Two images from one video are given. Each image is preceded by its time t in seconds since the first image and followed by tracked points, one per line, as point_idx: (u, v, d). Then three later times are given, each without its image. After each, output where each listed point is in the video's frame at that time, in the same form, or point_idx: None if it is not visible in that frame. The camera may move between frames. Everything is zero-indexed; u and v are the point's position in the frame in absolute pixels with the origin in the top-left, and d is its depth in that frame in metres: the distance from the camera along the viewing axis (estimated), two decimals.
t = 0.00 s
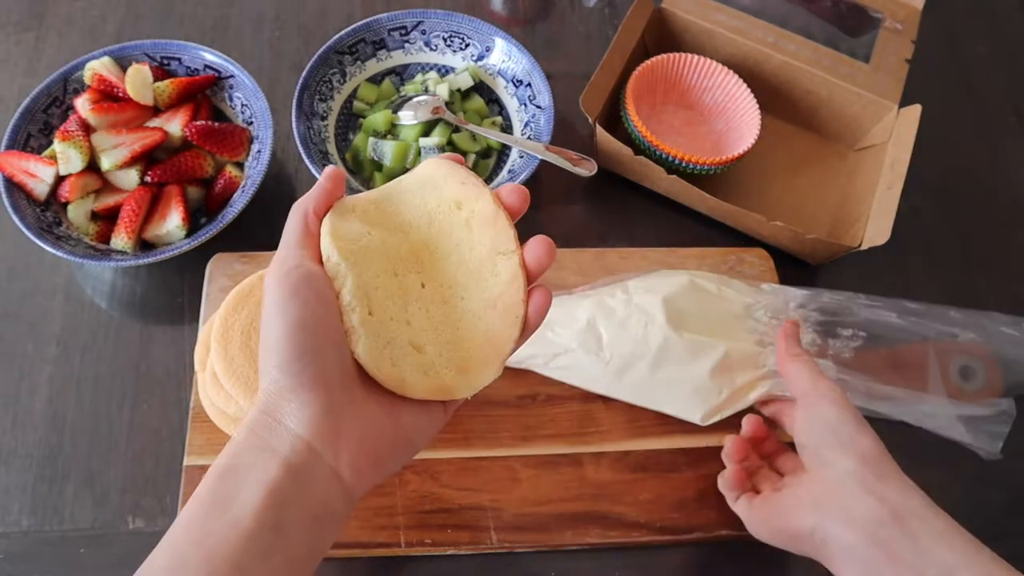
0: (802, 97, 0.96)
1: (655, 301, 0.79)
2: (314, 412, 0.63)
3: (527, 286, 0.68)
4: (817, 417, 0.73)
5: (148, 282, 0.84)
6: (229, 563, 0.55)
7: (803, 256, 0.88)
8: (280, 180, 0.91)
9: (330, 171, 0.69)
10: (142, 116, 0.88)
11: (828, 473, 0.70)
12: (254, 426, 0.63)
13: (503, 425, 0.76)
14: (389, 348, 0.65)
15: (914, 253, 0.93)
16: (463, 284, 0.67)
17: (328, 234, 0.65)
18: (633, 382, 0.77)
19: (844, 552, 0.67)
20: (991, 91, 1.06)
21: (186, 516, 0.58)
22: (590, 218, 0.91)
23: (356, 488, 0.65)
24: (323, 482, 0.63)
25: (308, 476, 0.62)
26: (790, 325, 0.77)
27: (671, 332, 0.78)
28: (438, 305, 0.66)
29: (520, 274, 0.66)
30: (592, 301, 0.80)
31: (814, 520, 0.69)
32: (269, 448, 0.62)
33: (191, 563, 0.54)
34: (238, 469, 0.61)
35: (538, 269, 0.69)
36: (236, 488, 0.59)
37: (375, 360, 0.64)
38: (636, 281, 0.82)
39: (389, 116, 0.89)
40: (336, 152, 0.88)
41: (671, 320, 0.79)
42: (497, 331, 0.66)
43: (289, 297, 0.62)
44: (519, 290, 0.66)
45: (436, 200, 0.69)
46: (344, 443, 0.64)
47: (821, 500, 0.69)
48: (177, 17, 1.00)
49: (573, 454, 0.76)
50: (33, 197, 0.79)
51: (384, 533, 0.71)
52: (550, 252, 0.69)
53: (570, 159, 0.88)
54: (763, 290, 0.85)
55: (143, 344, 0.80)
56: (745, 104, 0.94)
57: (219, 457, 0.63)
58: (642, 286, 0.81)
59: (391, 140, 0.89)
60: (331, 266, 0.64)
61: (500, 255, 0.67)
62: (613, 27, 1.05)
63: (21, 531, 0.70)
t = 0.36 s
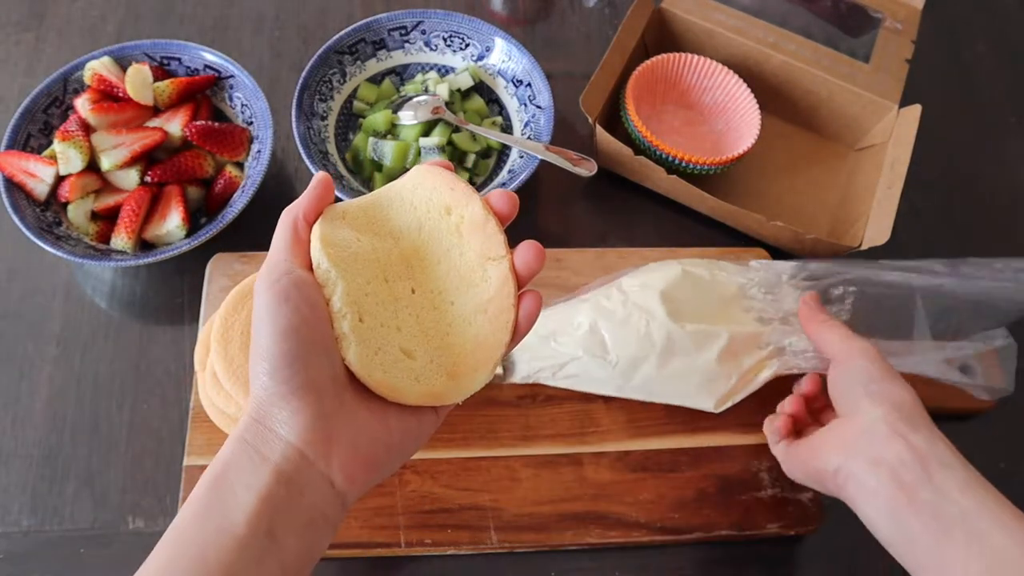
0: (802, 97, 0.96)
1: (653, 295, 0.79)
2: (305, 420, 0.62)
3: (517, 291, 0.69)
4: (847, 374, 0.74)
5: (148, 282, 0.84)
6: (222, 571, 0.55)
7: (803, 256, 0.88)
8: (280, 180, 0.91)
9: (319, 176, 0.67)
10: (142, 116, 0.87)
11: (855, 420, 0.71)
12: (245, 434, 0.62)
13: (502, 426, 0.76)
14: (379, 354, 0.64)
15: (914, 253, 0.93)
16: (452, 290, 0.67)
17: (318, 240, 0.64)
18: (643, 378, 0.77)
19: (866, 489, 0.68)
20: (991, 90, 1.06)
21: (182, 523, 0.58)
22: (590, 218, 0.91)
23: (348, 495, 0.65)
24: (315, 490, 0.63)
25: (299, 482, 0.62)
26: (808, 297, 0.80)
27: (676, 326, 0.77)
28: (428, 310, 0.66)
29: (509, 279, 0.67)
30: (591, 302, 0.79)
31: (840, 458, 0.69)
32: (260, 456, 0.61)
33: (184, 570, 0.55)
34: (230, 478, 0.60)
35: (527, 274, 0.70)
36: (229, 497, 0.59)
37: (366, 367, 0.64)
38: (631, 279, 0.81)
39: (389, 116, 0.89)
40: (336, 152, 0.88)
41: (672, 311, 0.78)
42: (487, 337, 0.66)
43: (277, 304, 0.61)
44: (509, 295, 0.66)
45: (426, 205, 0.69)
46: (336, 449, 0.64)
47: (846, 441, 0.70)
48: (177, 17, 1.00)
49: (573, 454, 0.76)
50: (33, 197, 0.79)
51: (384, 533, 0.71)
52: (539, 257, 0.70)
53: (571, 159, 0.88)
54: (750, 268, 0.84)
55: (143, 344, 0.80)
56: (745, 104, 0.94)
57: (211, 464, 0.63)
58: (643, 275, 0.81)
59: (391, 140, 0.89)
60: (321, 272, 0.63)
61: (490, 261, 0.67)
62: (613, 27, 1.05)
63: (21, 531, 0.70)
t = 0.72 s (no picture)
0: (802, 97, 0.96)
1: (666, 298, 0.78)
2: (305, 423, 0.62)
3: (516, 291, 0.68)
4: (858, 386, 0.72)
5: (148, 282, 0.84)
6: None
7: (803, 256, 0.88)
8: (280, 180, 0.91)
9: (317, 177, 0.67)
10: (142, 116, 0.88)
11: (845, 445, 0.72)
12: (245, 438, 0.62)
13: (502, 426, 0.76)
14: (378, 356, 0.64)
15: (914, 253, 0.93)
16: (452, 290, 0.67)
17: (315, 244, 0.63)
18: (648, 381, 0.75)
19: (848, 514, 0.70)
20: (991, 91, 1.06)
21: (184, 526, 0.59)
22: (590, 218, 0.91)
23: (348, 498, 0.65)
24: (316, 493, 0.63)
25: (299, 485, 0.62)
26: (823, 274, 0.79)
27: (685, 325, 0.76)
28: (427, 311, 0.66)
29: (508, 279, 0.66)
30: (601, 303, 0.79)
31: (827, 484, 0.71)
32: (260, 460, 0.62)
33: None
34: (230, 482, 0.61)
35: (526, 274, 0.69)
36: (229, 501, 0.60)
37: (365, 368, 0.64)
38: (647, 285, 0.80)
39: (389, 116, 0.89)
40: (336, 152, 0.88)
41: (683, 314, 0.77)
42: (486, 338, 0.66)
43: (275, 308, 0.61)
44: (507, 296, 0.66)
45: (423, 206, 0.69)
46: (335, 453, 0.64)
47: (836, 465, 0.71)
48: (177, 17, 1.00)
49: (573, 454, 0.76)
50: (33, 197, 0.79)
51: (384, 533, 0.71)
52: (537, 257, 0.70)
53: (570, 159, 0.88)
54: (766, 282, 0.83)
55: (143, 344, 0.80)
56: (745, 104, 0.94)
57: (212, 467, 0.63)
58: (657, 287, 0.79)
59: (391, 140, 0.89)
60: (319, 275, 0.63)
61: (488, 262, 0.67)
62: (613, 27, 1.05)
63: (21, 531, 0.70)
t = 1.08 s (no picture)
0: (802, 97, 0.96)
1: (658, 299, 0.77)
2: (310, 425, 0.62)
3: (522, 294, 0.68)
4: (827, 362, 0.72)
5: (147, 282, 0.84)
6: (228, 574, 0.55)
7: (803, 256, 0.88)
8: (280, 180, 0.91)
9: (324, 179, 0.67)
10: (142, 116, 0.88)
11: (826, 425, 0.73)
12: (252, 440, 0.62)
13: (503, 427, 0.76)
14: (383, 358, 0.64)
15: (914, 253, 0.93)
16: (457, 294, 0.67)
17: (321, 246, 0.63)
18: (643, 388, 0.75)
19: (826, 491, 0.71)
20: (991, 91, 1.06)
21: (187, 528, 0.58)
22: (590, 218, 0.91)
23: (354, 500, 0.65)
24: (321, 495, 0.63)
25: (305, 488, 0.62)
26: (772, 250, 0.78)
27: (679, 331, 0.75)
28: (433, 314, 0.66)
29: (514, 282, 0.66)
30: (595, 303, 0.79)
31: (805, 460, 0.73)
32: (266, 462, 0.62)
33: None
34: (235, 483, 0.61)
35: (532, 277, 0.70)
36: (233, 503, 0.60)
37: (371, 370, 0.63)
38: (639, 287, 0.80)
39: (389, 116, 0.89)
40: (336, 152, 0.88)
41: (676, 317, 0.77)
42: (491, 341, 0.66)
43: (282, 309, 0.61)
44: (513, 300, 0.66)
45: (429, 208, 0.69)
46: (341, 455, 0.64)
47: (816, 443, 0.72)
48: (177, 17, 1.00)
49: (573, 454, 0.76)
50: (33, 197, 0.79)
51: (384, 533, 0.70)
52: (544, 261, 0.70)
53: (570, 159, 0.88)
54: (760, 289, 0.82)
55: (143, 344, 0.80)
56: (745, 104, 0.94)
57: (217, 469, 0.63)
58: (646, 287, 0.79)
59: (391, 140, 0.89)
60: (326, 277, 0.63)
61: (494, 264, 0.66)
62: (613, 27, 1.05)
63: (21, 531, 0.70)
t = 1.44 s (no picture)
0: (802, 97, 0.96)
1: (664, 301, 0.76)
2: (288, 429, 0.61)
3: (501, 285, 0.69)
4: (814, 359, 0.73)
5: (147, 282, 0.84)
6: None
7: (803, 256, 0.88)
8: (279, 180, 0.91)
9: (295, 176, 0.66)
10: (142, 116, 0.88)
11: (805, 422, 0.74)
12: (229, 446, 0.61)
13: (502, 426, 0.76)
14: (362, 357, 0.64)
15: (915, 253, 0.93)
16: (435, 287, 0.68)
17: (294, 245, 0.63)
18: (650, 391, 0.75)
19: (805, 491, 0.73)
20: (990, 91, 1.06)
21: (164, 540, 0.57)
22: (590, 218, 0.91)
23: (337, 503, 0.65)
24: (302, 500, 0.62)
25: (285, 493, 0.61)
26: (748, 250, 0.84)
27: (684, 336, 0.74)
28: (411, 309, 0.67)
29: (493, 273, 0.67)
30: (595, 306, 0.77)
31: (786, 462, 0.74)
32: (245, 468, 0.61)
33: None
34: (213, 491, 0.60)
35: (511, 265, 0.70)
36: (212, 512, 0.59)
37: (349, 369, 0.63)
38: (641, 285, 0.78)
39: (389, 116, 0.89)
40: (336, 152, 0.88)
41: (681, 320, 0.75)
42: (473, 335, 0.67)
43: (255, 312, 0.60)
44: (491, 291, 0.67)
45: (402, 203, 0.69)
46: (320, 458, 0.63)
47: (792, 447, 0.73)
48: (177, 17, 1.00)
49: (573, 454, 0.76)
50: (33, 197, 0.79)
51: (384, 532, 0.70)
52: (522, 249, 0.70)
53: (571, 159, 0.88)
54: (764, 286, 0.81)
55: (143, 344, 0.80)
56: (745, 104, 0.94)
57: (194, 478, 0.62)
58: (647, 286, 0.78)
59: (391, 140, 0.89)
60: (298, 277, 0.62)
61: (471, 256, 0.68)
62: (613, 27, 1.05)
63: (21, 531, 0.70)
